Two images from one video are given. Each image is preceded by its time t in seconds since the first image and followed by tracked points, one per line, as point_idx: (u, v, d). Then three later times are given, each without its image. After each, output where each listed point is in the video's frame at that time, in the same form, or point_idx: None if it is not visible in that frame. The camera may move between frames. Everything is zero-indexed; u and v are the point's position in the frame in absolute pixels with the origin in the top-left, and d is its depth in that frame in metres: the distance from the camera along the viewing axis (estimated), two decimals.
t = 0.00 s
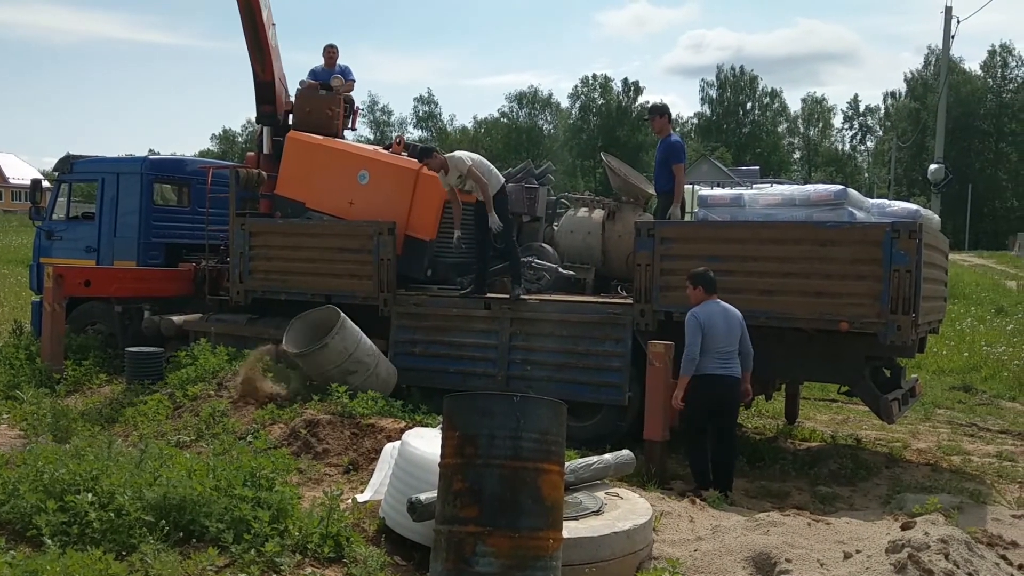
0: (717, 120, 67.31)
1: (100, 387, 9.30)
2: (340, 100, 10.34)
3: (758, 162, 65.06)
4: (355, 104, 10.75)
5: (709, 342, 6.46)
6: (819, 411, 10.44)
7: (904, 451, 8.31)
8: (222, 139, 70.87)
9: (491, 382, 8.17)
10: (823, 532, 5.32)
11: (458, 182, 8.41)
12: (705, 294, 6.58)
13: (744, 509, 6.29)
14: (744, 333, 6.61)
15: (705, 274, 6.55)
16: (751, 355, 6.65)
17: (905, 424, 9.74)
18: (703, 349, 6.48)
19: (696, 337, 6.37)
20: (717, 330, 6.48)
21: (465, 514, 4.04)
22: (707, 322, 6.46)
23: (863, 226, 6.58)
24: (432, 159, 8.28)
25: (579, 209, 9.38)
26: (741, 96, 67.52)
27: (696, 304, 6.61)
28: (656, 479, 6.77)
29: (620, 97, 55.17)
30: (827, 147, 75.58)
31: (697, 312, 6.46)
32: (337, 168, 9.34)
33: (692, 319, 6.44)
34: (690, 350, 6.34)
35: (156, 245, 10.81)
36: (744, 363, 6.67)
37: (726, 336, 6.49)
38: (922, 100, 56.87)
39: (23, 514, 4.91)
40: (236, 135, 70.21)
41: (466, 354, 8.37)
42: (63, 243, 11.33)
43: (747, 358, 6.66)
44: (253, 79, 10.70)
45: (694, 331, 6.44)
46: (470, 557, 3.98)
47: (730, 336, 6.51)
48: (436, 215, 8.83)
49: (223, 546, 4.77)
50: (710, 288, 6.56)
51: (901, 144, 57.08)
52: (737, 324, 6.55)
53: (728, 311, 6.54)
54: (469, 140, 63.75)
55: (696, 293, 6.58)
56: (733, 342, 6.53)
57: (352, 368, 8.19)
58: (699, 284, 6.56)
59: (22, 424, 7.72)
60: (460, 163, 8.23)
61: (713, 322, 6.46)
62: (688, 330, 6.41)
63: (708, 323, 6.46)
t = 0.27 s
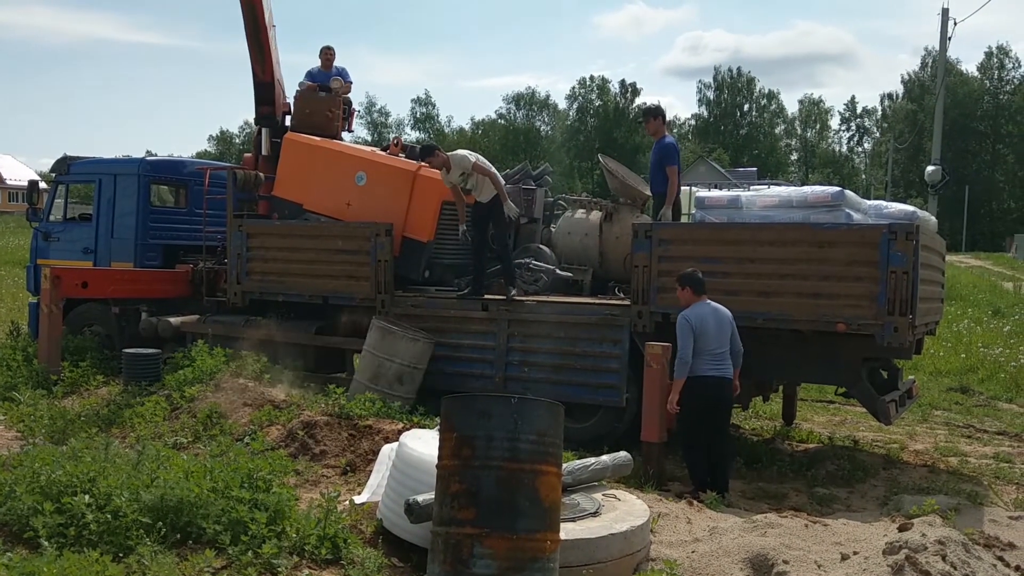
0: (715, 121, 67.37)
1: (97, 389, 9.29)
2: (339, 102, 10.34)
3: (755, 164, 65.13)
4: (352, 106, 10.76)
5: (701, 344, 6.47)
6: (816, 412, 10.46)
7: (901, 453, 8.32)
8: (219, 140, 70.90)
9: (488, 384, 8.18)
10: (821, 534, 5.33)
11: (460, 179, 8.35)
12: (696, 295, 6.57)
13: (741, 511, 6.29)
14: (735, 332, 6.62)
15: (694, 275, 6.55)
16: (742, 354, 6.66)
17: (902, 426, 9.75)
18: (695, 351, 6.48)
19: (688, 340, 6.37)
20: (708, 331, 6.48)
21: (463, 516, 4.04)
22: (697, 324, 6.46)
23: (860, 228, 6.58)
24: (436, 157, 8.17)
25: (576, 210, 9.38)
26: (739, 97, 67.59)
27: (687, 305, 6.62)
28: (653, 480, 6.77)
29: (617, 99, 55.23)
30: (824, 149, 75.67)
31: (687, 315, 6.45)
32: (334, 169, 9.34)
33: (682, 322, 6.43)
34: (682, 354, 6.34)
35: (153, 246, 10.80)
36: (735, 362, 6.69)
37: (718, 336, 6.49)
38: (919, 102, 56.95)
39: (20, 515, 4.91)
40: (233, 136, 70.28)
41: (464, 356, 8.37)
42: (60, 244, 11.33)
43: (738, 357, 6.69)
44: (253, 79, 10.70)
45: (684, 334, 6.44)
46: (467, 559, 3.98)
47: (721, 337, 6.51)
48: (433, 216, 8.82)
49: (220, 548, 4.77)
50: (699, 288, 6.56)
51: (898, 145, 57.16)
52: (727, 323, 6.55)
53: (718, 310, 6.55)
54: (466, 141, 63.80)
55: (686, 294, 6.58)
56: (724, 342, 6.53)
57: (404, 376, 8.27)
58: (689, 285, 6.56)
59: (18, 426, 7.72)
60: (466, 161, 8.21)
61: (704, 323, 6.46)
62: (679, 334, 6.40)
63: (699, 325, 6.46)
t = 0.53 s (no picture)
0: (713, 123, 67.40)
1: (96, 390, 9.29)
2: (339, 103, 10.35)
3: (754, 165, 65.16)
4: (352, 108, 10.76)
5: (696, 344, 6.48)
6: (815, 414, 10.46)
7: (899, 454, 8.32)
8: (218, 141, 70.90)
9: (487, 385, 8.18)
10: (819, 535, 5.32)
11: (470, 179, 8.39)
12: (690, 294, 6.58)
13: (740, 512, 6.30)
14: (729, 331, 6.64)
15: (688, 275, 6.55)
16: (735, 353, 6.70)
17: (900, 427, 9.75)
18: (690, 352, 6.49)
19: (683, 341, 6.38)
20: (703, 331, 6.49)
21: (461, 517, 4.04)
22: (692, 324, 6.47)
23: (859, 229, 6.58)
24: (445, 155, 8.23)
25: (575, 211, 9.38)
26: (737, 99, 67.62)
27: (682, 305, 6.62)
28: (652, 481, 6.77)
29: (616, 101, 55.26)
30: (823, 150, 75.72)
31: (682, 315, 6.46)
32: (333, 170, 9.34)
33: (677, 323, 6.43)
34: (676, 355, 6.35)
35: (152, 248, 10.80)
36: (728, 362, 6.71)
37: (712, 336, 6.52)
38: (918, 103, 56.98)
39: (18, 517, 4.91)
40: (232, 137, 70.26)
41: (463, 357, 8.37)
42: (59, 245, 11.33)
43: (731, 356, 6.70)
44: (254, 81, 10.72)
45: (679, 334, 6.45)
46: (466, 560, 3.98)
47: (715, 337, 6.53)
48: (432, 217, 8.82)
49: (219, 549, 4.76)
50: (693, 288, 6.56)
51: (897, 147, 57.20)
52: (721, 323, 6.57)
53: (712, 310, 6.56)
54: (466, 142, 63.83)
55: (681, 294, 6.58)
56: (718, 342, 6.56)
57: (408, 381, 8.25)
58: (684, 285, 6.56)
59: (17, 427, 7.71)
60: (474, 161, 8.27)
61: (698, 323, 6.47)
62: (674, 335, 6.40)
63: (694, 325, 6.47)
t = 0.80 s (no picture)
0: (713, 125, 67.44)
1: (95, 392, 9.28)
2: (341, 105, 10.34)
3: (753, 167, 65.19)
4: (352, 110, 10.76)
5: (696, 345, 6.49)
6: (814, 416, 10.46)
7: (899, 456, 8.33)
8: (217, 143, 70.90)
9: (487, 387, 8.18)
10: (819, 537, 5.32)
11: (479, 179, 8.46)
12: (687, 296, 6.58)
13: (740, 514, 6.30)
14: (725, 333, 6.68)
15: (686, 277, 6.55)
16: (730, 354, 6.75)
17: (900, 429, 9.75)
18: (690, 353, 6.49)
19: (685, 342, 6.38)
20: (703, 333, 6.51)
21: (461, 519, 4.04)
22: (693, 326, 6.47)
23: (858, 231, 6.59)
24: (455, 149, 8.39)
25: (575, 212, 9.38)
26: (737, 101, 67.65)
27: (680, 307, 6.61)
28: (652, 483, 6.77)
29: (615, 102, 55.28)
30: (822, 152, 75.76)
31: (682, 317, 6.45)
32: (332, 171, 9.34)
33: (678, 324, 6.42)
34: (677, 356, 6.34)
35: (151, 249, 10.80)
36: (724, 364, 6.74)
37: (711, 338, 6.55)
38: (918, 105, 57.00)
39: (17, 519, 4.91)
40: (232, 139, 70.30)
41: (462, 359, 8.37)
42: (58, 247, 11.33)
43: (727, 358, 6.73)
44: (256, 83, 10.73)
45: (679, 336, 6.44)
46: (465, 562, 3.98)
47: (714, 338, 6.56)
48: (431, 219, 8.82)
49: (219, 551, 4.76)
50: (691, 290, 6.56)
51: (896, 149, 57.22)
52: (718, 324, 6.60)
53: (710, 312, 6.58)
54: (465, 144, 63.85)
55: (679, 296, 6.59)
56: (716, 343, 6.60)
57: (409, 382, 8.24)
58: (682, 287, 6.56)
59: (16, 429, 7.71)
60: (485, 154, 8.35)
61: (699, 325, 6.48)
62: (675, 336, 6.40)
63: (694, 327, 6.47)
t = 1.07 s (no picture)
0: (713, 127, 67.47)
1: (95, 395, 9.28)
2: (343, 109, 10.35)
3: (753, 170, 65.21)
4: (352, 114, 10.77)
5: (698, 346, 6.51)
6: (815, 418, 10.46)
7: (900, 458, 8.32)
8: (218, 145, 70.94)
9: (487, 389, 8.18)
10: (819, 539, 5.32)
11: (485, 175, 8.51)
12: (681, 301, 6.66)
13: (740, 516, 6.30)
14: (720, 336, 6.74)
15: (678, 283, 6.64)
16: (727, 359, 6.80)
17: (901, 431, 9.75)
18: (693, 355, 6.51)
19: (688, 342, 6.40)
20: (703, 334, 6.55)
21: (461, 522, 4.03)
22: (694, 326, 6.51)
23: (859, 233, 6.58)
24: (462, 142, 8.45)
25: (575, 215, 9.39)
26: (737, 103, 67.67)
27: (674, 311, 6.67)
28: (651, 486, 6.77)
29: (616, 104, 55.32)
30: (823, 154, 75.78)
31: (682, 318, 6.49)
32: (333, 173, 9.34)
33: (681, 324, 6.45)
34: (681, 356, 6.37)
35: (152, 252, 10.80)
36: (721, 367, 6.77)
37: (711, 339, 6.60)
38: (918, 107, 57.01)
39: (18, 521, 4.91)
40: (232, 141, 70.37)
41: (462, 361, 8.37)
42: (59, 249, 11.34)
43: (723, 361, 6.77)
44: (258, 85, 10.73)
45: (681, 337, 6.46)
46: (466, 564, 3.98)
47: (713, 340, 6.61)
48: (431, 221, 8.82)
49: (219, 554, 4.76)
50: (683, 294, 6.65)
51: (896, 150, 57.21)
52: (715, 328, 6.67)
53: (706, 315, 6.64)
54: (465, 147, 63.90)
55: (673, 300, 6.65)
56: (715, 345, 6.65)
57: (408, 385, 8.24)
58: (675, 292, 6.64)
59: (16, 431, 7.72)
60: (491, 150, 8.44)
61: (700, 326, 6.52)
62: (678, 336, 6.42)
63: (695, 328, 6.51)
